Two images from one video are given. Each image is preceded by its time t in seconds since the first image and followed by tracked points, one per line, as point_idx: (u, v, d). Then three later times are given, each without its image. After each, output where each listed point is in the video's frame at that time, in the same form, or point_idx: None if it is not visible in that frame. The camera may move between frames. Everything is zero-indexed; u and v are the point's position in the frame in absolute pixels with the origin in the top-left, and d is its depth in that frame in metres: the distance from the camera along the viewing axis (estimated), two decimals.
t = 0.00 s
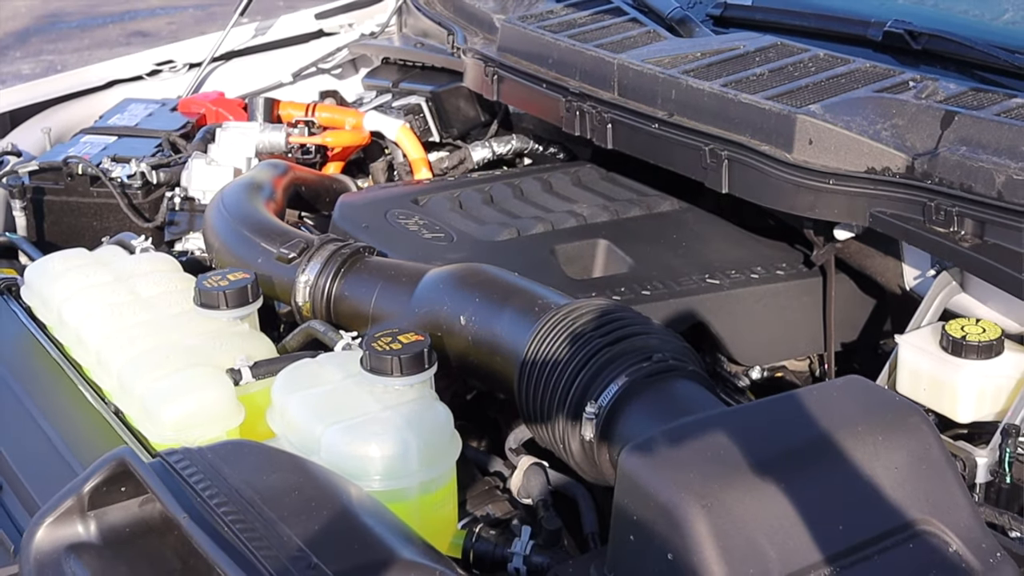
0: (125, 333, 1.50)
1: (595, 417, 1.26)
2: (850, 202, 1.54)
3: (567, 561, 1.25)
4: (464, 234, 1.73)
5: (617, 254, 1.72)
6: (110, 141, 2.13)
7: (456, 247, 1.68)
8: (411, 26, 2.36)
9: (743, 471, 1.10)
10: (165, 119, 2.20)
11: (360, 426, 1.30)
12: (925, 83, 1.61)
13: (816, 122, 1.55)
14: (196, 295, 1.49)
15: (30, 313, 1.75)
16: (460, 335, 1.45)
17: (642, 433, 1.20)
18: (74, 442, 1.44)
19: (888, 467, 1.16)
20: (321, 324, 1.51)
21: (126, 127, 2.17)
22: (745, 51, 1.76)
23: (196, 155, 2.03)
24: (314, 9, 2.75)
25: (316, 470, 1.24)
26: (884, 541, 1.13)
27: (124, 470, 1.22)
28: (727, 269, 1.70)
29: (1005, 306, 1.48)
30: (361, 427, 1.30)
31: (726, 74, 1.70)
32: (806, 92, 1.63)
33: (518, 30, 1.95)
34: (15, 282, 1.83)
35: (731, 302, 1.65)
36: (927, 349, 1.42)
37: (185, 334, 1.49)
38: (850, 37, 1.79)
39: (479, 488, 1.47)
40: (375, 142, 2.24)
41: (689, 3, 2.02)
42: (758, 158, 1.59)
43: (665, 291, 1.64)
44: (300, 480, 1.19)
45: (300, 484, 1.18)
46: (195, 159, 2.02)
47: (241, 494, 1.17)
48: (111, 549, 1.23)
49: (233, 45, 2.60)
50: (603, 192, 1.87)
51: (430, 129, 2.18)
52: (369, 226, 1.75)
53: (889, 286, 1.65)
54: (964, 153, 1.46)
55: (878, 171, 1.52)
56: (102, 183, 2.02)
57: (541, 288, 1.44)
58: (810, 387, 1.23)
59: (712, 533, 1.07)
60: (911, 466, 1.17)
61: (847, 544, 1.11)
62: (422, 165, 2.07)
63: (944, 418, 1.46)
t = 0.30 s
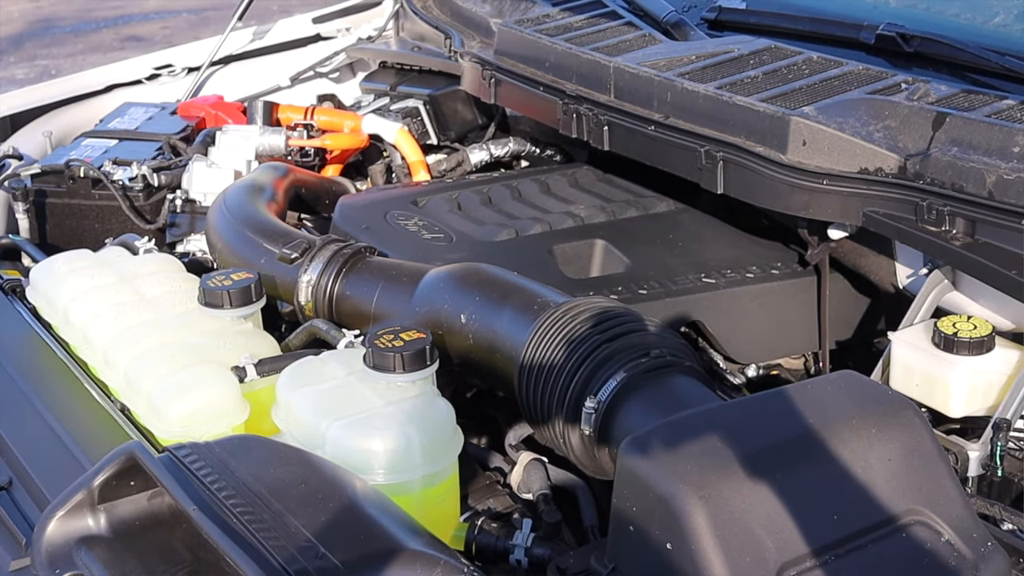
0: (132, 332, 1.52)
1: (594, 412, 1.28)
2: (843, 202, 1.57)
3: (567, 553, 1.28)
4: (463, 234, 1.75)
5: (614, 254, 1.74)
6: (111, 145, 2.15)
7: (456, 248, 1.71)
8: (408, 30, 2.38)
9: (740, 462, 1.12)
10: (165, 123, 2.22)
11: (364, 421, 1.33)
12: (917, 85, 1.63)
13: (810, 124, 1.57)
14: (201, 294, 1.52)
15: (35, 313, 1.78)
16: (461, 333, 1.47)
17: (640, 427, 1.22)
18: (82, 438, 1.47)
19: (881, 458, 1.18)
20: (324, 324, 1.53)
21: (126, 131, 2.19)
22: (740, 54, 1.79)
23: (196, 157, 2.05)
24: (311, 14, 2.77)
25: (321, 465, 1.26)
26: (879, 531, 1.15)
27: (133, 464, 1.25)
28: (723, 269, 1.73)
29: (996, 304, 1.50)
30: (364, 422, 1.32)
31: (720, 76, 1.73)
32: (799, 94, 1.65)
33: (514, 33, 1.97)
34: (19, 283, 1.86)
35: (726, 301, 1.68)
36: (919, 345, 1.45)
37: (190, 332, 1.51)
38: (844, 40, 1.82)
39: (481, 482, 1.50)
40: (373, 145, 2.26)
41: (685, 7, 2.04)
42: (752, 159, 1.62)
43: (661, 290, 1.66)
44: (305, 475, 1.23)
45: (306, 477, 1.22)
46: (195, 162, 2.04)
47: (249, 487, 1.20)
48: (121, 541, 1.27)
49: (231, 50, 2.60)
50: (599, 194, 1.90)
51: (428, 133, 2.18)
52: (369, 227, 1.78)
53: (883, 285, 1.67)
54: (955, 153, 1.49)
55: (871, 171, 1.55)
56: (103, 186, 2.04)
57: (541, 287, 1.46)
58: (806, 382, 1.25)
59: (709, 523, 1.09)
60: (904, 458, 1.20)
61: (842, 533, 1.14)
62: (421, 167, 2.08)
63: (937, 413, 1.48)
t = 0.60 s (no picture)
0: (138, 332, 1.54)
1: (597, 408, 1.30)
2: (839, 202, 1.59)
3: (571, 547, 1.30)
4: (463, 236, 1.77)
5: (612, 254, 1.76)
6: (111, 149, 2.16)
7: (456, 249, 1.73)
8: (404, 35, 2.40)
9: (742, 454, 1.15)
10: (164, 127, 2.24)
11: (369, 419, 1.35)
12: (911, 87, 1.66)
13: (806, 125, 1.60)
14: (206, 295, 1.53)
15: (38, 315, 1.79)
16: (463, 332, 1.49)
17: (644, 422, 1.25)
18: (90, 437, 1.48)
19: (880, 451, 1.20)
20: (328, 323, 1.54)
21: (125, 135, 2.20)
22: (735, 57, 1.81)
23: (196, 161, 2.06)
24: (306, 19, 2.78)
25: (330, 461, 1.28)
26: (879, 522, 1.18)
27: (144, 461, 1.27)
28: (719, 269, 1.76)
29: (990, 301, 1.53)
30: (371, 420, 1.35)
31: (716, 79, 1.75)
32: (794, 96, 1.68)
33: (512, 37, 1.99)
34: (22, 286, 1.87)
35: (723, 301, 1.70)
36: (915, 342, 1.47)
37: (195, 333, 1.53)
38: (838, 43, 1.85)
39: (484, 480, 1.53)
40: (370, 149, 2.29)
41: (679, 11, 2.07)
42: (749, 161, 1.64)
43: (659, 290, 1.69)
44: (314, 468, 1.25)
45: (315, 471, 1.25)
46: (195, 166, 2.05)
47: (258, 482, 1.22)
48: (132, 538, 1.29)
49: (228, 55, 2.61)
50: (595, 196, 1.92)
51: (424, 137, 2.23)
52: (369, 229, 1.80)
53: (879, 283, 1.70)
54: (949, 153, 1.52)
55: (866, 171, 1.58)
56: (104, 190, 2.05)
57: (542, 287, 1.48)
58: (805, 377, 1.28)
59: (713, 515, 1.12)
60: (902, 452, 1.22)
61: (843, 525, 1.17)
62: (417, 171, 2.11)
63: (932, 408, 1.51)
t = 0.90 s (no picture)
0: (145, 335, 1.55)
1: (604, 407, 1.32)
2: (837, 202, 1.62)
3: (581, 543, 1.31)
4: (463, 238, 1.79)
5: (611, 256, 1.78)
6: (109, 155, 2.17)
7: (457, 252, 1.74)
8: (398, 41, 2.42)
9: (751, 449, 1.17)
10: (160, 134, 2.25)
11: (380, 419, 1.36)
12: (906, 90, 1.69)
13: (804, 127, 1.62)
14: (212, 297, 1.55)
15: (41, 319, 1.80)
16: (468, 332, 1.50)
17: (652, 418, 1.26)
18: (98, 439, 1.49)
19: (886, 445, 1.23)
20: (334, 325, 1.56)
21: (123, 142, 2.21)
22: (731, 62, 1.84)
23: (195, 166, 2.09)
24: (299, 27, 2.80)
25: (342, 460, 1.30)
26: (886, 515, 1.20)
27: (158, 461, 1.28)
28: (717, 269, 1.78)
29: (986, 299, 1.56)
30: (380, 421, 1.36)
31: (713, 83, 1.77)
32: (791, 99, 1.70)
33: (508, 43, 2.01)
34: (23, 291, 1.88)
35: (722, 301, 1.72)
36: (915, 339, 1.50)
37: (203, 335, 1.55)
38: (833, 47, 1.88)
39: (489, 477, 1.53)
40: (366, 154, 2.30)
41: (674, 16, 2.09)
42: (749, 163, 1.66)
43: (659, 290, 1.71)
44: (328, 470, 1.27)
45: (330, 471, 1.26)
46: (194, 171, 2.08)
47: (273, 481, 1.24)
48: (146, 537, 1.30)
49: (223, 62, 2.61)
50: (592, 198, 1.93)
51: (420, 142, 2.25)
52: (371, 233, 1.81)
53: (875, 282, 1.72)
54: (945, 154, 1.55)
55: (863, 172, 1.60)
56: (103, 196, 2.06)
57: (547, 288, 1.49)
58: (809, 374, 1.30)
59: (725, 509, 1.14)
60: (908, 445, 1.24)
61: (852, 517, 1.19)
62: (414, 175, 2.12)
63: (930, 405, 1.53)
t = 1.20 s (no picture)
0: (156, 340, 1.56)
1: (619, 406, 1.34)
2: (838, 202, 1.65)
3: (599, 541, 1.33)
4: (466, 242, 1.80)
5: (613, 259, 1.80)
6: (106, 163, 2.18)
7: (461, 255, 1.76)
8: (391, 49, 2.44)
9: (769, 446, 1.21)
10: (155, 143, 2.27)
11: (397, 421, 1.37)
12: (903, 92, 1.72)
13: (804, 130, 1.64)
14: (223, 303, 1.56)
15: (44, 327, 1.80)
16: (479, 335, 1.52)
17: (667, 417, 1.29)
18: (112, 444, 1.50)
19: (901, 440, 1.26)
20: (344, 329, 1.57)
21: (119, 150, 2.22)
22: (729, 66, 1.86)
23: (193, 174, 2.10)
24: (289, 35, 2.79)
25: (362, 462, 1.31)
26: (900, 509, 1.23)
27: (179, 465, 1.29)
28: (717, 270, 1.80)
29: (986, 296, 1.59)
30: (397, 422, 1.37)
31: (712, 86, 1.80)
32: (790, 101, 1.73)
33: (506, 49, 2.04)
34: (26, 299, 1.89)
35: (724, 301, 1.74)
36: (919, 337, 1.52)
37: (214, 340, 1.56)
38: (827, 51, 1.90)
39: (501, 478, 1.53)
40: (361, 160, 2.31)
41: (668, 21, 2.11)
42: (751, 165, 1.69)
43: (661, 292, 1.72)
44: (348, 470, 1.29)
45: (351, 473, 1.28)
46: (193, 178, 2.09)
47: (295, 482, 1.25)
48: (166, 541, 1.31)
49: (215, 70, 2.62)
50: (591, 202, 1.95)
51: (415, 148, 2.26)
52: (374, 237, 1.82)
53: (873, 282, 1.75)
54: (944, 155, 1.57)
55: (863, 173, 1.62)
56: (102, 203, 2.07)
57: (557, 290, 1.51)
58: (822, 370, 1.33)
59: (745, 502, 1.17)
60: (922, 440, 1.27)
61: (866, 512, 1.22)
62: (412, 180, 2.13)
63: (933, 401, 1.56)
